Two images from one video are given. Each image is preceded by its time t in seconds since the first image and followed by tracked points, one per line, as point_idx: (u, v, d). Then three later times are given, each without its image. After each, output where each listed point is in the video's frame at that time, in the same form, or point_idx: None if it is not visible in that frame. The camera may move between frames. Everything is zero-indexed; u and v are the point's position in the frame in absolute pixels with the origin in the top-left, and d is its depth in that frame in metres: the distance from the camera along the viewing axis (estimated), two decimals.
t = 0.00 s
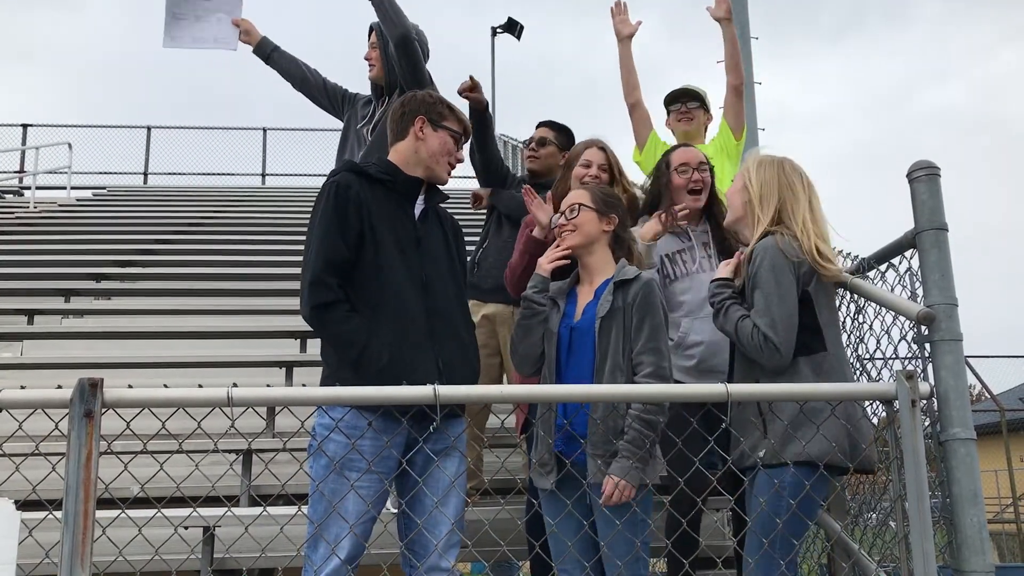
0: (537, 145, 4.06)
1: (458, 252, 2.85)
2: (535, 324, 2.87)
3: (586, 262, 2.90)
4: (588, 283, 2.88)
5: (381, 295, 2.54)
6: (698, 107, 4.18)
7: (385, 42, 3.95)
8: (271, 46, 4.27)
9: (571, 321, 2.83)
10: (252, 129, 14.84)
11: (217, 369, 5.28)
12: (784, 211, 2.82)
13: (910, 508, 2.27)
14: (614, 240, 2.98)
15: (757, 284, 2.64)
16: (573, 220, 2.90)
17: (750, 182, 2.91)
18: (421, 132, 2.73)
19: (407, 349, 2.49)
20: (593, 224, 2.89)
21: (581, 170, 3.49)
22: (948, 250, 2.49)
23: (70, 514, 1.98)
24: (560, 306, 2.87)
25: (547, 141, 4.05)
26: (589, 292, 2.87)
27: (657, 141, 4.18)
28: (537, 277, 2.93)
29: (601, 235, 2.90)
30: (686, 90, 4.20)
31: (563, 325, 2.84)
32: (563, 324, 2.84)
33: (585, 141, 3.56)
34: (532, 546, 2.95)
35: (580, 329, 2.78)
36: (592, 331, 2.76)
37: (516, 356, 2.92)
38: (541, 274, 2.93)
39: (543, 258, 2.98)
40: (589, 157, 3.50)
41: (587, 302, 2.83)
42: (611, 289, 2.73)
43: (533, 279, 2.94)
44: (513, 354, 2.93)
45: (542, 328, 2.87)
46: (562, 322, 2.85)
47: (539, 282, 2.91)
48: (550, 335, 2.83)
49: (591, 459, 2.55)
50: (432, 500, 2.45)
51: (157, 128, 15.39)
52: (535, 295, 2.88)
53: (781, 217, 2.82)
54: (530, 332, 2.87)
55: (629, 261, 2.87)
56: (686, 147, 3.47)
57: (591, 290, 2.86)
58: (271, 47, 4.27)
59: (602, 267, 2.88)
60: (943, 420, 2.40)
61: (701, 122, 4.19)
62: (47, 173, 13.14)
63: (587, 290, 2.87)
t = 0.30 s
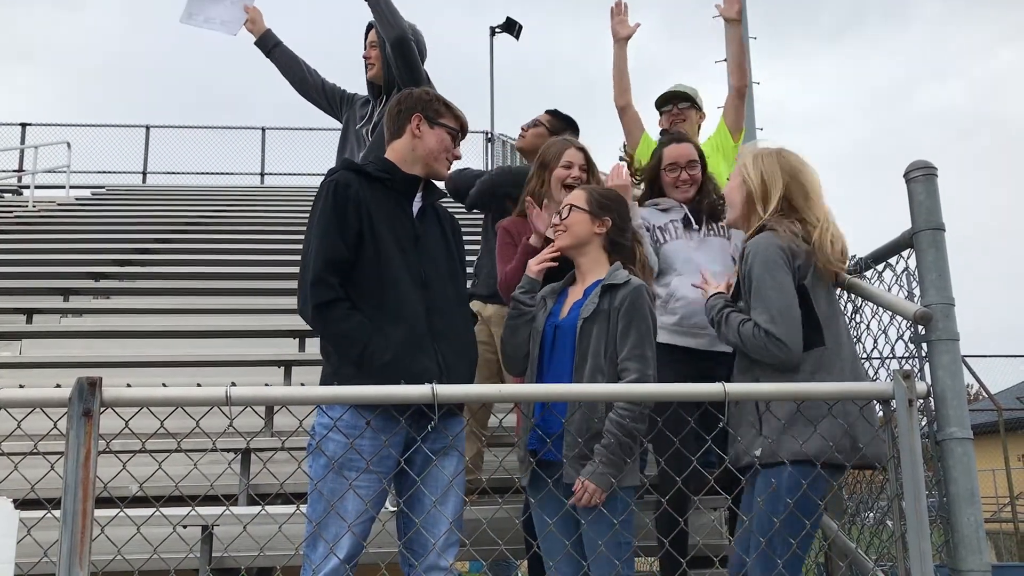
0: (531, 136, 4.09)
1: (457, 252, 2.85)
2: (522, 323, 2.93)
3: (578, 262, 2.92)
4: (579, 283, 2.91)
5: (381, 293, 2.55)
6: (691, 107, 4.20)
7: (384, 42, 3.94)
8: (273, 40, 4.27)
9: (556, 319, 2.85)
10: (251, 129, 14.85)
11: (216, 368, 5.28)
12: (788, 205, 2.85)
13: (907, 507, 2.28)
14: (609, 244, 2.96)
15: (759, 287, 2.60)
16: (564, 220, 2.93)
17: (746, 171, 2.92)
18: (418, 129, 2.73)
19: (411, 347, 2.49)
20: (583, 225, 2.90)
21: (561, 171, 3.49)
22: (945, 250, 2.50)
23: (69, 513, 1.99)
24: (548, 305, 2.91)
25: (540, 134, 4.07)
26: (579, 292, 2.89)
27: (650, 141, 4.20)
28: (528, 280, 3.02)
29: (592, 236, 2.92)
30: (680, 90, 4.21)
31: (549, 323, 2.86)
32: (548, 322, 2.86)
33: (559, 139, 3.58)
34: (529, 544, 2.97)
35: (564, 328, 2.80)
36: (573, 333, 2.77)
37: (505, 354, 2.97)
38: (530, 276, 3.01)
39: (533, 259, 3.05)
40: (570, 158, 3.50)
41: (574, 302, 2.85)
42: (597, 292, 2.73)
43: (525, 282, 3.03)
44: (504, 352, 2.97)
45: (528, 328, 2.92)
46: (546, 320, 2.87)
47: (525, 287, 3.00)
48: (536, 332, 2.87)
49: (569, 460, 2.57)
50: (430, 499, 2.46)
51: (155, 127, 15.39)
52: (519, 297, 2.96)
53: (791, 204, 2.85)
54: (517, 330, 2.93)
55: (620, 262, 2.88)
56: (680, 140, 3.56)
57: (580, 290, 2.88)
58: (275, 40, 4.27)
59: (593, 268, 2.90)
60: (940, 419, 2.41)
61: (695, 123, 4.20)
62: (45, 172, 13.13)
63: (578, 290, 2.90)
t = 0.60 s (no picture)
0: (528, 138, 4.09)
1: (454, 252, 2.85)
2: (521, 309, 2.90)
3: (578, 264, 2.93)
4: (578, 286, 2.91)
5: (375, 293, 2.55)
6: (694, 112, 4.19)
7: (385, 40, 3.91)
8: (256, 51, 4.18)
9: (558, 322, 2.85)
10: (252, 127, 14.85)
11: (216, 367, 5.29)
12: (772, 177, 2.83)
13: (907, 505, 2.28)
14: (610, 245, 2.96)
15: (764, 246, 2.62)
16: (567, 219, 2.94)
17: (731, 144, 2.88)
18: (417, 129, 2.72)
19: (405, 349, 2.50)
20: (584, 225, 2.91)
21: (550, 171, 3.50)
22: (945, 248, 2.50)
23: (69, 512, 1.99)
24: (550, 301, 2.91)
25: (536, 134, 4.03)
26: (579, 295, 2.89)
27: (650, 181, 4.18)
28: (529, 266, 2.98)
29: (594, 237, 2.93)
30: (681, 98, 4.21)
31: (550, 325, 2.85)
32: (549, 323, 2.85)
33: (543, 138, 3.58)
34: (529, 544, 2.97)
35: (566, 331, 2.81)
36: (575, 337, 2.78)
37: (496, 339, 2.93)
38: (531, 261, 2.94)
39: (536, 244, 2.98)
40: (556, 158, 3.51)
41: (575, 305, 2.85)
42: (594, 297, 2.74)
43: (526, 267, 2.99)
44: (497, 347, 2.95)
45: (526, 315, 2.89)
46: (549, 322, 2.86)
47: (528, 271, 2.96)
48: (538, 329, 2.86)
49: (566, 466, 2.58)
50: (429, 497, 2.46)
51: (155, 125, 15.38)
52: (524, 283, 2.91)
53: (774, 177, 2.83)
54: (516, 314, 2.90)
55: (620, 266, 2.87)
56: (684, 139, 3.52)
57: (581, 293, 2.88)
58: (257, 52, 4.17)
59: (591, 271, 2.90)
60: (940, 418, 2.41)
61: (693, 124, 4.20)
62: (46, 171, 13.13)
63: (577, 293, 2.89)
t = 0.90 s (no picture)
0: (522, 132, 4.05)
1: (451, 249, 2.85)
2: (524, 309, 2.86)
3: (576, 266, 2.93)
4: (576, 288, 2.92)
5: (370, 291, 2.55)
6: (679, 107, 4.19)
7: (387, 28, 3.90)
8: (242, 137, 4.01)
9: (559, 323, 2.84)
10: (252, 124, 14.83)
11: (217, 364, 5.29)
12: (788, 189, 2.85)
13: (908, 502, 2.28)
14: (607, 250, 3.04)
15: (786, 253, 2.63)
16: (567, 222, 2.94)
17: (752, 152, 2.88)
18: (414, 126, 2.72)
19: (402, 347, 2.50)
20: (585, 230, 2.91)
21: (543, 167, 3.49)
22: (947, 245, 2.49)
23: (70, 508, 1.99)
24: (551, 303, 2.89)
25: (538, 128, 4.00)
26: (577, 297, 2.89)
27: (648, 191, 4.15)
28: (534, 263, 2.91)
29: (593, 241, 2.93)
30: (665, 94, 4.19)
31: (551, 324, 2.85)
32: (551, 324, 2.85)
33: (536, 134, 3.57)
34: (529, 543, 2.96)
35: (568, 332, 2.80)
36: (579, 336, 2.77)
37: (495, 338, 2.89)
38: (539, 262, 2.89)
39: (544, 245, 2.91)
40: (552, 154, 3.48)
41: (575, 307, 2.86)
42: (602, 298, 2.76)
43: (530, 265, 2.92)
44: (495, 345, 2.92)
45: (529, 316, 2.86)
46: (550, 322, 2.86)
47: (535, 270, 2.89)
48: (539, 331, 2.84)
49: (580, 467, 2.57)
50: (428, 494, 2.46)
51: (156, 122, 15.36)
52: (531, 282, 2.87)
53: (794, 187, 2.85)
54: (519, 315, 2.86)
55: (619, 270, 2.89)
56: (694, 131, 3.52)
57: (580, 295, 2.89)
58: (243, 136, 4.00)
59: (589, 275, 2.91)
60: (941, 414, 2.41)
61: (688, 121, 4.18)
62: (46, 167, 13.12)
63: (575, 295, 2.90)
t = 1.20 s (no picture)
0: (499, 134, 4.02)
1: (449, 248, 2.85)
2: (524, 317, 2.81)
3: (568, 273, 2.94)
4: (568, 293, 2.94)
5: (369, 291, 2.55)
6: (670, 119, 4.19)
7: (387, 24, 3.84)
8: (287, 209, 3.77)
9: (559, 327, 2.87)
10: (253, 123, 14.84)
11: (218, 363, 5.30)
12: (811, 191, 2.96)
13: (908, 502, 2.28)
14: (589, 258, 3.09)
15: (819, 253, 2.67)
16: (562, 233, 2.91)
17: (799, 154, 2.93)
18: (412, 127, 2.72)
19: (401, 347, 2.51)
20: (580, 240, 2.92)
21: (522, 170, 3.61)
22: (947, 244, 2.49)
23: (71, 507, 1.99)
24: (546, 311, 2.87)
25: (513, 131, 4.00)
26: (571, 303, 2.92)
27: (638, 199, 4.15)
28: (532, 273, 2.86)
29: (585, 250, 2.94)
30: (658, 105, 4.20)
31: (551, 331, 2.86)
32: (550, 329, 2.87)
33: (543, 131, 3.61)
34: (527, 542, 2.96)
35: (569, 336, 2.84)
36: (582, 339, 2.82)
37: (495, 351, 2.85)
38: (535, 269, 2.85)
39: (537, 254, 2.88)
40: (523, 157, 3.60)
41: (573, 313, 2.89)
42: (606, 304, 2.84)
43: (527, 274, 2.87)
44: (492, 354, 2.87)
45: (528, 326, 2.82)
46: (548, 326, 2.87)
47: (534, 279, 2.85)
48: (538, 337, 2.84)
49: (592, 464, 2.58)
50: (429, 493, 2.46)
51: (157, 121, 15.36)
52: (531, 291, 2.83)
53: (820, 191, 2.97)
54: (518, 325, 2.80)
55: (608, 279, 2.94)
56: (686, 126, 3.49)
57: (572, 301, 2.92)
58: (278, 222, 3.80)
59: (581, 283, 2.94)
60: (941, 414, 2.41)
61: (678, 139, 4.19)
62: (48, 166, 13.13)
63: (568, 301, 2.93)
